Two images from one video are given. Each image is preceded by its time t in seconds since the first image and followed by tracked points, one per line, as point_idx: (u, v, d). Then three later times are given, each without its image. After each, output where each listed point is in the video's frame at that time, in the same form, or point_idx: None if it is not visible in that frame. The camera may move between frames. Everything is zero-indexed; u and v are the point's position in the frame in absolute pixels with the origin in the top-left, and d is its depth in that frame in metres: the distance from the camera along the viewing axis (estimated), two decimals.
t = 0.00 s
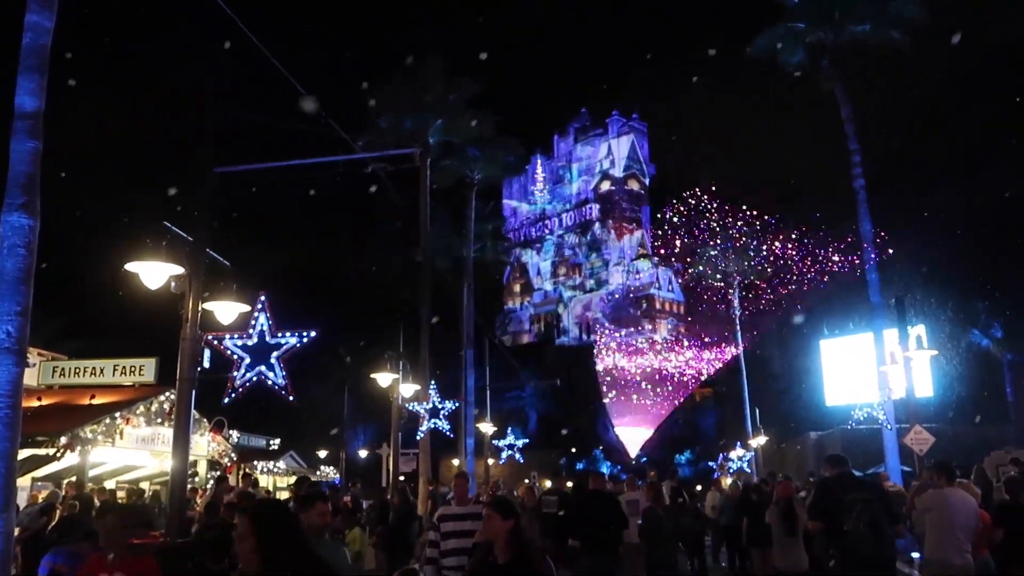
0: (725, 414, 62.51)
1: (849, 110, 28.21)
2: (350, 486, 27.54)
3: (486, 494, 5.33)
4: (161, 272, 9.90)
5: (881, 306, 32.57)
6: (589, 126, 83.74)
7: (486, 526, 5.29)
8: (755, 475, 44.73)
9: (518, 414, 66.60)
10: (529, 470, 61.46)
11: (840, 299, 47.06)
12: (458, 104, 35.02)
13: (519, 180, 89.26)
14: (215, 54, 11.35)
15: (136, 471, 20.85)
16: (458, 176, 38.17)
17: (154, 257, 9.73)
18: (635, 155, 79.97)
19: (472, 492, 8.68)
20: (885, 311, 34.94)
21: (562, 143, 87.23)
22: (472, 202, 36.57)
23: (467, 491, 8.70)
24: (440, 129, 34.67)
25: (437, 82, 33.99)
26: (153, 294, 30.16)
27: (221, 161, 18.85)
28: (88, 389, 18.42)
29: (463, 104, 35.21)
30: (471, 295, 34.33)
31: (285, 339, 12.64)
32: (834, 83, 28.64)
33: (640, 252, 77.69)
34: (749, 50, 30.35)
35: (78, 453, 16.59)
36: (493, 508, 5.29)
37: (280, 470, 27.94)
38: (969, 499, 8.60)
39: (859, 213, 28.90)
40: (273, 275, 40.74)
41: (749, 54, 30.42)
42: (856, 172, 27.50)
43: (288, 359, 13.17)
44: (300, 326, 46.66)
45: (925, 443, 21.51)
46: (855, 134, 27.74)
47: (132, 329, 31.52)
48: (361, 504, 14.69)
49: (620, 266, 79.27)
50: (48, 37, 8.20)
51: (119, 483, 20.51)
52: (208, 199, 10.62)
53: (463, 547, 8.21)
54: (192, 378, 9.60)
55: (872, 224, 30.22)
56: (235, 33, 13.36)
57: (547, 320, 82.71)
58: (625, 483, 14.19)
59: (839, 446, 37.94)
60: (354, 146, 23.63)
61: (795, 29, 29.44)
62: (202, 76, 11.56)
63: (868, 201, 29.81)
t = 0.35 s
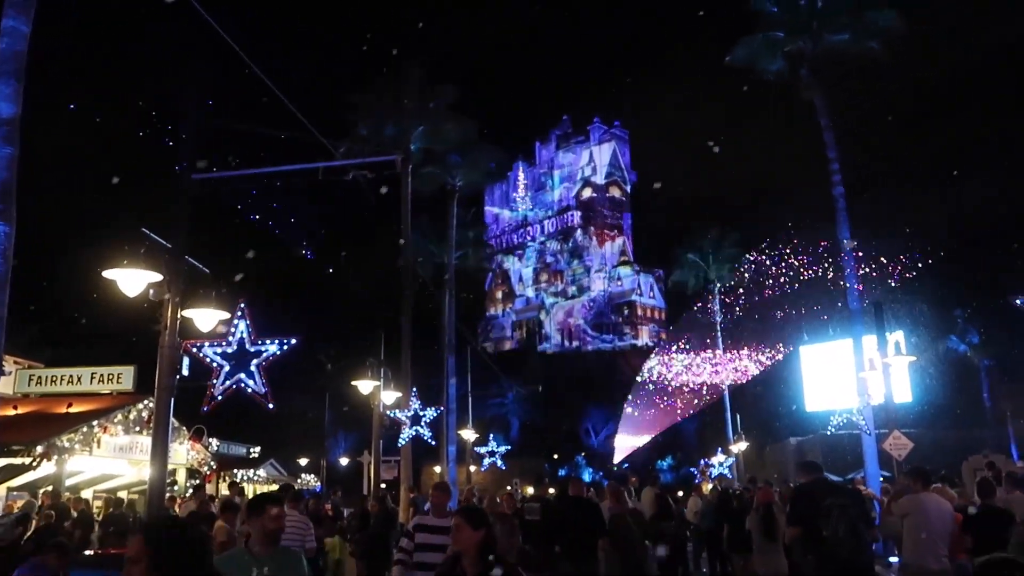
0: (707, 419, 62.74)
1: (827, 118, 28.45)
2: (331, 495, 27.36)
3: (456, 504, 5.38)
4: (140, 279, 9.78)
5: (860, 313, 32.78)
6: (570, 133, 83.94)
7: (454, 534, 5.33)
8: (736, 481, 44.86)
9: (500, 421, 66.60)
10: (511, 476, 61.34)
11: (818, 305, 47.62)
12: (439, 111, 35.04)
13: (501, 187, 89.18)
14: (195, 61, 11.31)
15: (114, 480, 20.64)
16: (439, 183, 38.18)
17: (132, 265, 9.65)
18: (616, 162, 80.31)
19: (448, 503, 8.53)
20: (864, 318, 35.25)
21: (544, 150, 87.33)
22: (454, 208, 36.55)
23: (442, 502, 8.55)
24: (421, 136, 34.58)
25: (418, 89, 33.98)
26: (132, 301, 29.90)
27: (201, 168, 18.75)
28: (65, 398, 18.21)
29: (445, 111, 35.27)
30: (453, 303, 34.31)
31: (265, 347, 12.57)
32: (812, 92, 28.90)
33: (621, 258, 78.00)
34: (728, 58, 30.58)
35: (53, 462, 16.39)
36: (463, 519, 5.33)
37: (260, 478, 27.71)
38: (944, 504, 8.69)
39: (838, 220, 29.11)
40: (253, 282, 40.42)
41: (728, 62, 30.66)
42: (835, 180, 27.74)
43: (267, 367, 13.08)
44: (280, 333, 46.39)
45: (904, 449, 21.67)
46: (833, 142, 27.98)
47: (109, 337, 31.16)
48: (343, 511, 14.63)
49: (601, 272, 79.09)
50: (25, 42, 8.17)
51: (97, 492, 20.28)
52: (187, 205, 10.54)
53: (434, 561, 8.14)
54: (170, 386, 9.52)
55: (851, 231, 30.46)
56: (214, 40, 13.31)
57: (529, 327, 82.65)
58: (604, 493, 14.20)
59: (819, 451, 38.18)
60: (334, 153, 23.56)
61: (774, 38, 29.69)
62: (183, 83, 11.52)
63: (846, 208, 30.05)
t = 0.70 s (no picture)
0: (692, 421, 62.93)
1: (811, 121, 28.66)
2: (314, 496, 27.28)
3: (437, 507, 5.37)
4: (122, 280, 9.68)
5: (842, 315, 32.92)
6: (556, 135, 84.10)
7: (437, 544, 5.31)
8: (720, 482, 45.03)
9: (485, 422, 66.58)
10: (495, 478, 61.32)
11: (802, 307, 47.81)
12: (424, 112, 35.05)
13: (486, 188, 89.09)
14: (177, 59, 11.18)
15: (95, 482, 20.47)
16: (425, 184, 38.16)
17: (114, 265, 9.52)
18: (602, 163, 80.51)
19: (429, 502, 8.55)
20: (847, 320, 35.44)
21: (530, 152, 87.28)
22: (438, 210, 36.53)
23: (424, 501, 8.56)
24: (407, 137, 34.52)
25: (404, 90, 33.94)
26: (114, 302, 29.71)
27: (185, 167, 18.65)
28: (46, 399, 18.06)
29: (430, 112, 35.32)
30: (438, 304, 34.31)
31: (248, 348, 12.52)
32: (796, 95, 29.11)
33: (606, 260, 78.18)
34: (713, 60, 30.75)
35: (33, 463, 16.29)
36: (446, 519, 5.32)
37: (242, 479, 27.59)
38: (916, 505, 8.81)
39: (821, 222, 29.28)
40: (237, 283, 40.25)
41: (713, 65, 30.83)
42: (818, 183, 27.94)
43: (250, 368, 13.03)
44: (263, 334, 46.20)
45: (886, 450, 21.82)
46: (816, 145, 28.18)
47: (90, 338, 30.94)
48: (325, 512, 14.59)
49: (586, 273, 79.52)
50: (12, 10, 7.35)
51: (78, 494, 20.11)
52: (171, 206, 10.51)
53: (407, 561, 8.32)
54: (152, 387, 9.47)
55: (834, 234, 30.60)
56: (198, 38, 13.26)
57: (513, 328, 82.60)
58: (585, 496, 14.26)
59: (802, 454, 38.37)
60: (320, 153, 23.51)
61: (758, 41, 29.88)
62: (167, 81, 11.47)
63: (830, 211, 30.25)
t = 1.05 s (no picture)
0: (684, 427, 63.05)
1: (803, 128, 28.75)
2: (306, 501, 27.21)
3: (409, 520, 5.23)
4: (112, 284, 9.68)
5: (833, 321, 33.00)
6: (549, 140, 84.23)
7: (409, 562, 5.17)
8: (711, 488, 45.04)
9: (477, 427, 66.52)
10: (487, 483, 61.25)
11: (793, 313, 48.06)
12: (416, 116, 35.09)
13: (479, 193, 89.14)
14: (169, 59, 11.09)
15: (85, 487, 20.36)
16: (418, 188, 38.17)
17: (106, 269, 9.53)
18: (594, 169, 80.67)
19: (394, 509, 7.76)
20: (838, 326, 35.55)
21: (522, 157, 87.36)
22: (431, 214, 36.53)
23: (387, 507, 7.77)
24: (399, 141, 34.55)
25: (397, 94, 33.89)
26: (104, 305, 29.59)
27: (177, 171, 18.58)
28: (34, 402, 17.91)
29: (423, 116, 35.34)
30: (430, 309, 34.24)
31: (240, 353, 12.49)
32: (788, 102, 29.24)
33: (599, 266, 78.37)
34: (705, 67, 30.86)
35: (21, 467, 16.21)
36: (419, 537, 5.19)
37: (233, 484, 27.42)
38: (890, 510, 8.76)
39: (813, 229, 29.38)
40: (229, 286, 40.10)
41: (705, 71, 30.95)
42: (810, 189, 28.04)
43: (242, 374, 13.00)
44: (255, 337, 46.08)
45: (876, 457, 21.89)
46: (808, 152, 28.29)
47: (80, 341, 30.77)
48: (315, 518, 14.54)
49: (579, 279, 80.24)
50: (5, 2, 7.11)
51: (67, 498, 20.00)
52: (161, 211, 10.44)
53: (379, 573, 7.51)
54: (143, 391, 9.40)
55: (826, 241, 30.67)
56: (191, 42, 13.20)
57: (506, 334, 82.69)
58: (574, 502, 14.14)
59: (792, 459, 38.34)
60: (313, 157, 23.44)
61: (750, 48, 30.01)
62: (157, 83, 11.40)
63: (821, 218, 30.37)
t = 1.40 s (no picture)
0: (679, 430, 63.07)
1: (799, 132, 28.81)
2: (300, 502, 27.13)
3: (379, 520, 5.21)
4: (107, 284, 9.67)
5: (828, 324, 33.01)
6: (545, 142, 84.41)
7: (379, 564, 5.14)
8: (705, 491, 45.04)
9: (472, 429, 66.45)
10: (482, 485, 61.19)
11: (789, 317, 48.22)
12: (414, 117, 35.12)
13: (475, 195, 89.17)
14: (166, 57, 11.04)
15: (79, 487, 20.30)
16: (414, 190, 38.18)
17: (100, 268, 9.48)
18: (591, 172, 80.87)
19: (372, 511, 8.26)
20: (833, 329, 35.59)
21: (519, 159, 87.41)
22: (427, 215, 36.56)
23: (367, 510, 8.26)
24: (396, 143, 34.58)
25: (394, 95, 33.87)
26: (100, 306, 29.51)
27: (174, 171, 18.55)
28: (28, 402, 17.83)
29: (421, 118, 35.39)
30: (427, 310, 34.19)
31: (235, 354, 12.49)
32: (784, 106, 29.27)
33: (595, 268, 78.47)
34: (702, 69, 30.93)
35: (14, 467, 16.16)
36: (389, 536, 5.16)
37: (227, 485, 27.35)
38: (873, 513, 8.80)
39: (809, 233, 29.42)
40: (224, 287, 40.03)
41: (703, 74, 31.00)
42: (805, 193, 28.09)
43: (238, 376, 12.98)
44: (250, 338, 46.01)
45: (871, 460, 21.89)
46: (804, 156, 28.35)
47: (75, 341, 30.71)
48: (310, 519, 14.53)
49: (574, 281, 78.71)
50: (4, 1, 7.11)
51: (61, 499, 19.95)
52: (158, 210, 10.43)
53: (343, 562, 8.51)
54: (137, 391, 9.38)
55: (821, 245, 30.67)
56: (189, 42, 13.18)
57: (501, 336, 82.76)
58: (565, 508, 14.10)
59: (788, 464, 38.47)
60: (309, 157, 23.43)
61: (747, 52, 30.07)
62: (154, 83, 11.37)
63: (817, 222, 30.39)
